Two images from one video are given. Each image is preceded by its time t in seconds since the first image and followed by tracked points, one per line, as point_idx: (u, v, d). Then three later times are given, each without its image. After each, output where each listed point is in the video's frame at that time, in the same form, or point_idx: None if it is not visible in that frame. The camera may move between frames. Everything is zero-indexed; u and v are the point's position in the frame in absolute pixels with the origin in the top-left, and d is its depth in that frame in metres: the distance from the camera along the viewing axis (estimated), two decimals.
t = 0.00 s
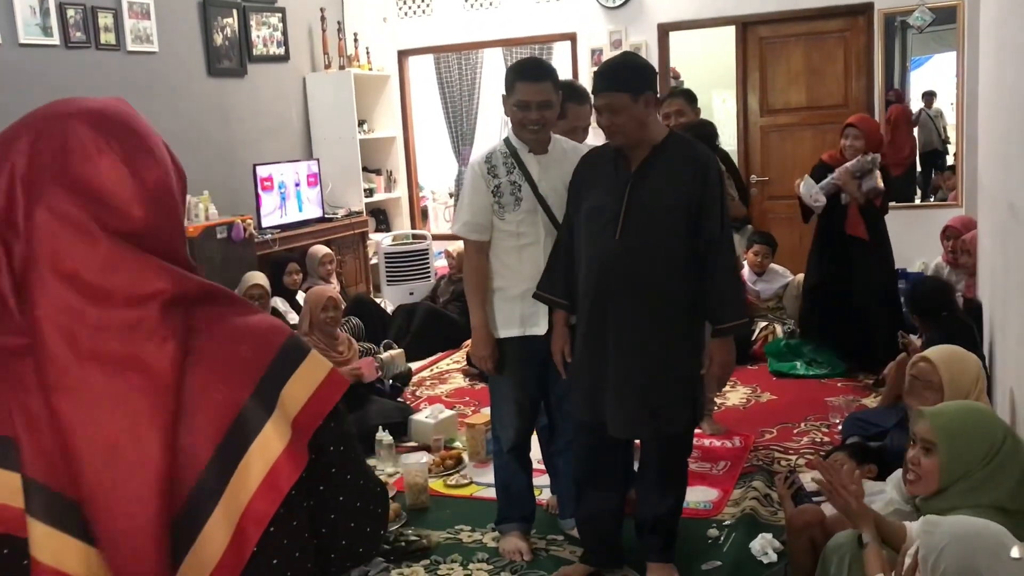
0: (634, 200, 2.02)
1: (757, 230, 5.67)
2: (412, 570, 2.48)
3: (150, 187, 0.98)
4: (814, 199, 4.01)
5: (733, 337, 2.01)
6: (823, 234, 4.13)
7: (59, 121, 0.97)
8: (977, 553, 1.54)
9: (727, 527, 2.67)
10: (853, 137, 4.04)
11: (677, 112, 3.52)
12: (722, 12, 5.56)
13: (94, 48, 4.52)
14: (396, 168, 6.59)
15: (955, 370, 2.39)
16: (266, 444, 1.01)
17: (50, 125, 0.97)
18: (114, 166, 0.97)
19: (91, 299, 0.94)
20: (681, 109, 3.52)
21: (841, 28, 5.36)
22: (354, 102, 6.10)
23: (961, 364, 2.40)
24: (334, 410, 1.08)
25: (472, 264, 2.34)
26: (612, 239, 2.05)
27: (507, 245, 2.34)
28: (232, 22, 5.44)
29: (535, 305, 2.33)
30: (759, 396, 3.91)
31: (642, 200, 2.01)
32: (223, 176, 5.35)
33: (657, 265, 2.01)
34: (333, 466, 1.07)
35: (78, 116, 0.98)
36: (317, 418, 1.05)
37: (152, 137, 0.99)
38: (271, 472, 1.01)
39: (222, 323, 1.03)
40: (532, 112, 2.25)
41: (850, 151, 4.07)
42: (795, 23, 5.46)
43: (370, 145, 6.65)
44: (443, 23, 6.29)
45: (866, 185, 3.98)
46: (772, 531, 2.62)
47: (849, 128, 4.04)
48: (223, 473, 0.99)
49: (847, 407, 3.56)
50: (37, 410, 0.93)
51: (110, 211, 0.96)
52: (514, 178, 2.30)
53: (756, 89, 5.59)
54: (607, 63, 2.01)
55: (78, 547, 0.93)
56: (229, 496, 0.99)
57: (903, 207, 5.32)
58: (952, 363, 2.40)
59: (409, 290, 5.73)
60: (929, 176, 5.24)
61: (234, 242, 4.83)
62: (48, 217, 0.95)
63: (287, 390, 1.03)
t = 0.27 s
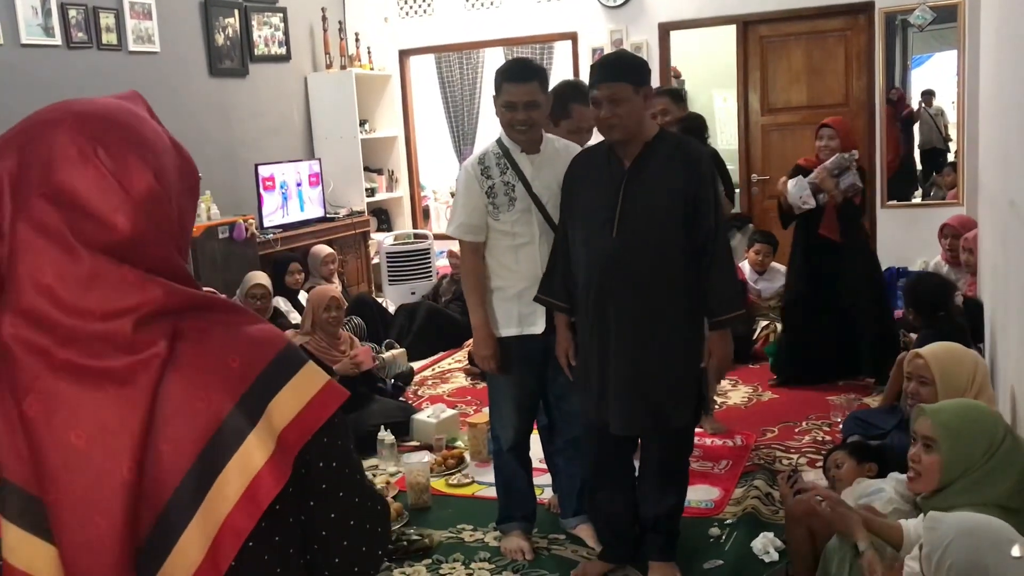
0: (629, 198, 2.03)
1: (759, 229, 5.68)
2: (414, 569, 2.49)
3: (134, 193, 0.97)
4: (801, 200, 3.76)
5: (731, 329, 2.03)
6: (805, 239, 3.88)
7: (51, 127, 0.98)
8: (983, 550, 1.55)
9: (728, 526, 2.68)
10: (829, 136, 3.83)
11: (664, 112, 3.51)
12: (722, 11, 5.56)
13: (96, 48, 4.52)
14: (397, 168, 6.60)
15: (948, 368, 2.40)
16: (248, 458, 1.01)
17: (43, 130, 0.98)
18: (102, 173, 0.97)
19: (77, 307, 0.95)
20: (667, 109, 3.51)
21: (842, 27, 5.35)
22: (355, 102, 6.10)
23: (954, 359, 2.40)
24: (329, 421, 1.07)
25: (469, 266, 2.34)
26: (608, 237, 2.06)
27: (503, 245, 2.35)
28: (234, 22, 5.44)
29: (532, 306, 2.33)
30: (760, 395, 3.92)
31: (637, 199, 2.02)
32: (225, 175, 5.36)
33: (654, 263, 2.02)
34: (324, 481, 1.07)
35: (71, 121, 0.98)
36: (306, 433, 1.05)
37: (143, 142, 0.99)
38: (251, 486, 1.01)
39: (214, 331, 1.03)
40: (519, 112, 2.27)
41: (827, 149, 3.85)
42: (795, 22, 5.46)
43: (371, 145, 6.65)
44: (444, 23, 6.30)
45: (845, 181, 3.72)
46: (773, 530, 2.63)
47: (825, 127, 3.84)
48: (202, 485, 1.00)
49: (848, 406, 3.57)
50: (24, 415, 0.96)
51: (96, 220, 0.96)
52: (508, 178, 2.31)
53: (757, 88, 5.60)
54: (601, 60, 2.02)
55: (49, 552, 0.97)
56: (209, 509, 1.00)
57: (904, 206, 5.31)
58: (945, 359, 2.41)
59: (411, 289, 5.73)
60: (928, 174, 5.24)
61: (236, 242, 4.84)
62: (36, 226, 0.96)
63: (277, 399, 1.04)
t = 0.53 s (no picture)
0: (626, 196, 2.03)
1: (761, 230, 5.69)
2: (415, 570, 2.48)
3: (162, 190, 1.00)
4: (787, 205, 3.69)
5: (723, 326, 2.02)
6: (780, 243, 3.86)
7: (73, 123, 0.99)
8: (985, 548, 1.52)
9: (730, 526, 2.68)
10: (806, 134, 3.77)
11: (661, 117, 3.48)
12: (724, 11, 5.55)
13: (97, 49, 4.52)
14: (399, 168, 6.58)
15: (948, 368, 2.39)
16: (254, 460, 1.02)
17: (63, 127, 0.99)
18: (126, 170, 0.98)
19: (97, 303, 0.96)
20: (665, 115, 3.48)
21: (845, 27, 5.33)
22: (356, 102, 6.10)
23: (956, 359, 2.40)
24: (338, 425, 1.08)
25: (466, 267, 2.34)
26: (608, 235, 2.05)
27: (499, 245, 2.35)
28: (235, 23, 5.45)
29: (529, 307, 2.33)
30: (762, 395, 3.91)
31: (636, 197, 2.02)
32: (227, 176, 5.36)
33: (653, 260, 2.01)
34: (332, 484, 1.07)
35: (91, 119, 1.00)
36: (315, 437, 1.05)
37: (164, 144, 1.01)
38: (258, 488, 1.02)
39: (225, 331, 1.03)
40: (511, 111, 2.27)
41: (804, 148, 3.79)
42: (797, 22, 5.43)
43: (373, 145, 6.65)
44: (445, 23, 6.30)
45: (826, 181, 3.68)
46: (775, 530, 2.63)
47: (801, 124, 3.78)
48: (209, 488, 1.00)
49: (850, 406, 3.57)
50: (39, 414, 0.96)
51: (119, 214, 0.97)
52: (503, 178, 2.30)
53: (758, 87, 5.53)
54: (598, 58, 2.03)
55: (56, 550, 0.98)
56: (213, 511, 1.00)
57: (906, 206, 5.31)
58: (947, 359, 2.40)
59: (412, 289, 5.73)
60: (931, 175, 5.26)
61: (238, 242, 4.84)
62: (47, 224, 0.96)
63: (288, 400, 1.05)
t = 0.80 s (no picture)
0: (625, 197, 2.03)
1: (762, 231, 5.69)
2: (414, 570, 2.49)
3: (165, 186, 1.02)
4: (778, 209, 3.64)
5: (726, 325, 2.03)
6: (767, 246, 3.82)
7: (76, 120, 1.00)
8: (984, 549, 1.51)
9: (729, 526, 2.68)
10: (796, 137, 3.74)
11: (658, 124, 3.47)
12: (725, 11, 5.55)
13: (98, 49, 4.53)
14: (399, 168, 6.58)
15: (949, 368, 2.40)
16: (259, 458, 1.02)
17: (65, 124, 1.00)
18: (129, 166, 1.00)
19: (105, 297, 0.97)
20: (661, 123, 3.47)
21: (846, 27, 5.32)
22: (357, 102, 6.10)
23: (956, 360, 2.40)
24: (341, 421, 1.08)
25: (457, 262, 2.34)
26: (607, 233, 2.05)
27: (493, 244, 2.35)
28: (236, 23, 5.45)
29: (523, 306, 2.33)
30: (762, 396, 3.91)
31: (635, 196, 2.02)
32: (227, 176, 5.36)
33: (653, 260, 2.02)
34: (338, 478, 1.08)
35: (94, 116, 1.01)
36: (319, 433, 1.06)
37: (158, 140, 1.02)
38: (264, 486, 1.02)
39: (228, 329, 1.04)
40: (508, 110, 2.27)
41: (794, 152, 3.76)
42: (798, 22, 5.42)
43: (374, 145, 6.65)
44: (446, 23, 6.29)
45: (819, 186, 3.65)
46: (774, 531, 2.63)
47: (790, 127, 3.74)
48: (215, 488, 1.01)
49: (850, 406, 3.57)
50: (45, 412, 0.96)
51: (125, 210, 0.99)
52: (499, 178, 2.30)
53: (758, 88, 5.50)
54: (601, 59, 2.04)
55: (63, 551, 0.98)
56: (220, 511, 1.01)
57: (906, 207, 5.31)
58: (948, 360, 2.41)
59: (413, 289, 5.74)
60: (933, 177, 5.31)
61: (238, 242, 4.84)
62: (52, 222, 0.97)
63: (290, 399, 1.05)
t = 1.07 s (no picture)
0: (628, 198, 2.03)
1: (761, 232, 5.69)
2: (412, 568, 2.49)
3: (168, 179, 1.01)
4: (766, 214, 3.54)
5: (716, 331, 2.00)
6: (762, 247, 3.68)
7: (81, 111, 1.00)
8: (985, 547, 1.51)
9: (727, 526, 2.68)
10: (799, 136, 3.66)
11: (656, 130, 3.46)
12: (726, 11, 5.54)
13: (97, 44, 4.52)
14: (399, 166, 6.58)
15: (950, 370, 2.40)
16: (266, 454, 1.02)
17: (71, 115, 1.00)
18: (132, 157, 0.99)
19: (106, 290, 0.97)
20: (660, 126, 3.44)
21: (846, 27, 5.32)
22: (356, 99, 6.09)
23: (956, 363, 2.40)
24: (345, 416, 1.08)
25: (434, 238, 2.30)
26: (608, 234, 2.04)
27: (486, 238, 2.34)
28: (236, 19, 5.44)
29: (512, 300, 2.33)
30: (761, 396, 3.92)
31: (636, 199, 2.02)
32: (227, 172, 5.36)
33: (651, 264, 2.01)
34: (342, 472, 1.07)
35: (99, 107, 1.01)
36: (324, 428, 1.06)
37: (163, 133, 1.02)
38: (270, 482, 1.02)
39: (232, 325, 1.03)
40: (510, 105, 2.27)
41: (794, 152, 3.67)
42: (799, 22, 5.42)
43: (373, 142, 6.64)
44: (446, 21, 6.28)
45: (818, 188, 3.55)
46: (773, 531, 2.63)
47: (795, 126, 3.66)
48: (221, 486, 1.00)
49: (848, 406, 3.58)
50: (47, 404, 0.96)
51: (127, 201, 0.98)
52: (495, 172, 2.30)
53: (759, 88, 5.51)
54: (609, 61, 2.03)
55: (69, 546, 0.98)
56: (227, 507, 1.00)
57: (905, 208, 5.31)
58: (948, 361, 2.41)
59: (412, 287, 5.74)
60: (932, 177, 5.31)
61: (237, 239, 4.84)
62: (55, 212, 0.96)
63: (292, 398, 1.04)
